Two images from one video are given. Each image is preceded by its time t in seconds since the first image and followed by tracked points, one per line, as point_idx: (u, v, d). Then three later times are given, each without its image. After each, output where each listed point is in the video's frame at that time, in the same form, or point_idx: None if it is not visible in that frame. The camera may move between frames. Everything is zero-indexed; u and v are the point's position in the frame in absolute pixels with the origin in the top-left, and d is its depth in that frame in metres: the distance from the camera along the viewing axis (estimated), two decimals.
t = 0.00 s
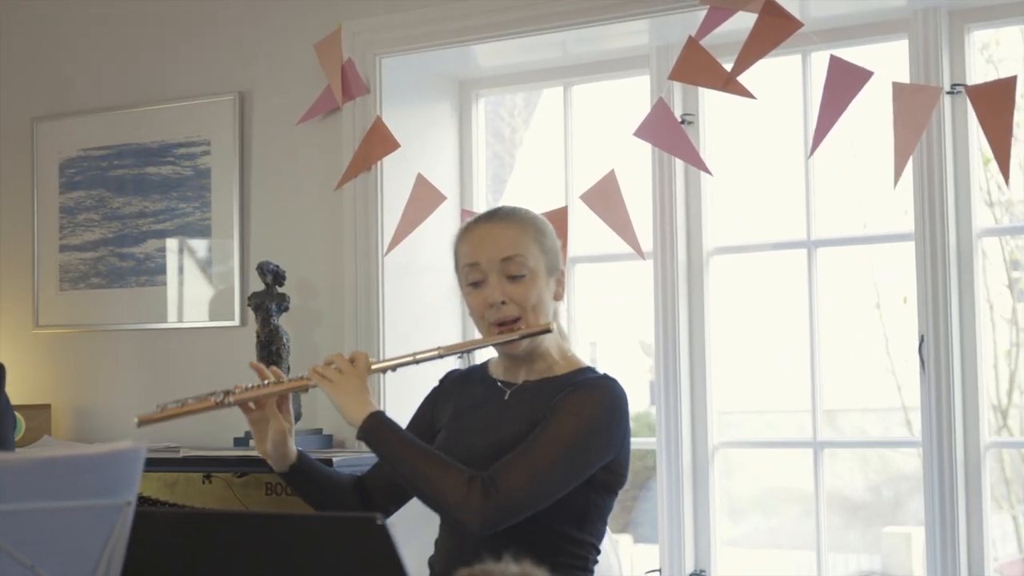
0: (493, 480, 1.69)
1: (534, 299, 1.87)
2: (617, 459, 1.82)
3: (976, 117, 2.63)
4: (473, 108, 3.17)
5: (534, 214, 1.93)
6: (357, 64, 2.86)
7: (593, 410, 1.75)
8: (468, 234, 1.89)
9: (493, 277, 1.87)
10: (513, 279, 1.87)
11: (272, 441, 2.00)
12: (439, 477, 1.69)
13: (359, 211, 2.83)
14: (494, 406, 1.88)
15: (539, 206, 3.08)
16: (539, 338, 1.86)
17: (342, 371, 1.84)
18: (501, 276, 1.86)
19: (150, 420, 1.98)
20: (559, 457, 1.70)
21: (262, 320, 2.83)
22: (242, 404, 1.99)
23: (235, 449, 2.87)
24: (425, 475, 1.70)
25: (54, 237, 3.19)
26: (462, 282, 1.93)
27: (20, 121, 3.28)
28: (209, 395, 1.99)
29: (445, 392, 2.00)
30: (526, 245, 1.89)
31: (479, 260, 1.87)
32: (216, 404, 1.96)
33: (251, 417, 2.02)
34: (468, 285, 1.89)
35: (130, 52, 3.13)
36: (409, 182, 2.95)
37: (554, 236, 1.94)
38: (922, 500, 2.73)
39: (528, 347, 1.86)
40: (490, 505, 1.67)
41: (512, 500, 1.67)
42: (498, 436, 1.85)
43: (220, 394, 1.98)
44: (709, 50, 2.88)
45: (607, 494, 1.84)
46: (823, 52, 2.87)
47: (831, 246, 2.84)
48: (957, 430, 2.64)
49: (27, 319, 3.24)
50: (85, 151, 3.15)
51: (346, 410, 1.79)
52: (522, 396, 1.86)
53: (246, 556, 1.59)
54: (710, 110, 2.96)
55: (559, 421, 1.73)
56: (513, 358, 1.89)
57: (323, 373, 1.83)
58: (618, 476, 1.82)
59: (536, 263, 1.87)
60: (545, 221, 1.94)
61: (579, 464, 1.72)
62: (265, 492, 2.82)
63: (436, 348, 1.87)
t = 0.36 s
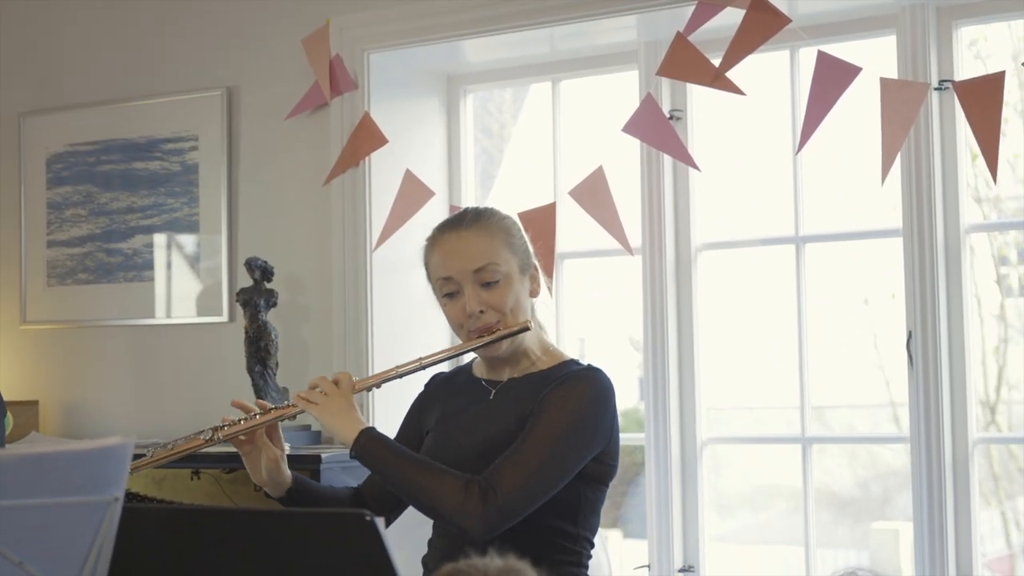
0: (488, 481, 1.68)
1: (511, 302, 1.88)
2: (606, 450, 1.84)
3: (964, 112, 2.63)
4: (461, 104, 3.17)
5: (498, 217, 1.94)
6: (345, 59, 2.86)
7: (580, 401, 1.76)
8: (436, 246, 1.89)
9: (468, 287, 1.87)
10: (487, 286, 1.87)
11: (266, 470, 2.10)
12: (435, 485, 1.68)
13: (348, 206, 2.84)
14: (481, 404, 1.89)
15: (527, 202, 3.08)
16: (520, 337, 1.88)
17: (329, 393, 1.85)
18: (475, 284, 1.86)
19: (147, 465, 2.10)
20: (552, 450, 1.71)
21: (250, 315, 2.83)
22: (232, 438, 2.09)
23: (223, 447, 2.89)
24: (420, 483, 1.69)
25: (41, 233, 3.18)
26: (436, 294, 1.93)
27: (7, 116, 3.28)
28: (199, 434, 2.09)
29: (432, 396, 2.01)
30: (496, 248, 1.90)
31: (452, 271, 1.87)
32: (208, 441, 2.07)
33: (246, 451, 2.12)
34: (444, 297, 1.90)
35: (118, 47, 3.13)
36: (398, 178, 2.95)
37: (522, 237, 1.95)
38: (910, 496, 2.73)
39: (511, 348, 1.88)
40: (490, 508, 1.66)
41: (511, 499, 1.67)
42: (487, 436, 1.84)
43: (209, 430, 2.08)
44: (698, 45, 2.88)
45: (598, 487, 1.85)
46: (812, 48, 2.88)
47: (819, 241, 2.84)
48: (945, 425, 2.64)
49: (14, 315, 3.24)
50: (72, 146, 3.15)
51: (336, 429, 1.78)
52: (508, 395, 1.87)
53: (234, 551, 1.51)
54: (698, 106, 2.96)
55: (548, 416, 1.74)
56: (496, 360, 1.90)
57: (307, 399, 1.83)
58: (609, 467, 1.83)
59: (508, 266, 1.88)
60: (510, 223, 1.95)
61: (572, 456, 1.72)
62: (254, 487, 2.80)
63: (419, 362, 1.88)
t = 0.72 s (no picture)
0: (469, 470, 1.67)
1: (492, 294, 1.88)
2: (597, 444, 1.79)
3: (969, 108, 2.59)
4: (459, 99, 3.13)
5: (478, 210, 1.95)
6: (342, 54, 2.82)
7: (565, 391, 1.74)
8: (417, 241, 1.91)
9: (448, 280, 1.88)
10: (467, 278, 1.88)
11: (260, 476, 2.10)
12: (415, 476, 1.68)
13: (344, 205, 2.79)
14: (472, 404, 1.88)
15: (526, 199, 3.04)
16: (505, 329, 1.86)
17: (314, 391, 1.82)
18: (455, 277, 1.87)
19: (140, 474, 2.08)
20: (534, 441, 1.68)
21: (244, 314, 2.79)
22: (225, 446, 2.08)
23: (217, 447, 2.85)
24: (401, 475, 1.68)
25: (33, 229, 3.14)
26: (420, 290, 1.94)
27: None
28: (192, 442, 2.07)
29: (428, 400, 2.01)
30: (477, 241, 1.90)
31: (431, 265, 1.88)
32: (199, 449, 2.04)
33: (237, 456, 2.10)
34: (425, 291, 1.91)
35: (111, 41, 3.09)
36: (395, 174, 2.90)
37: (503, 228, 1.95)
38: (915, 498, 2.68)
39: (495, 341, 1.87)
40: (470, 497, 1.65)
41: (492, 488, 1.65)
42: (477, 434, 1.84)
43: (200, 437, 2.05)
44: (700, 40, 2.84)
45: (593, 483, 1.80)
46: (815, 43, 2.83)
47: (823, 239, 2.80)
48: (951, 426, 2.59)
49: (5, 312, 3.19)
50: (64, 141, 3.11)
51: (319, 426, 1.76)
52: (496, 391, 1.86)
53: (228, 553, 1.46)
54: (700, 101, 2.91)
55: (531, 406, 1.72)
56: (483, 356, 1.90)
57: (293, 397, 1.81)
58: (603, 462, 1.79)
59: (488, 258, 1.89)
60: (490, 216, 1.95)
61: (555, 446, 1.70)
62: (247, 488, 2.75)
63: (403, 357, 1.89)
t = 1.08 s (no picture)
0: (445, 462, 1.59)
1: (484, 285, 1.81)
2: (600, 443, 1.69)
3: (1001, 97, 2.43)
4: (465, 89, 3.00)
5: (476, 202, 1.88)
6: (342, 40, 2.71)
7: (556, 386, 1.65)
8: (409, 230, 1.85)
9: (437, 270, 1.82)
10: (458, 268, 1.81)
11: (257, 476, 1.96)
12: (386, 464, 1.60)
13: (345, 199, 2.68)
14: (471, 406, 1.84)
15: (536, 193, 2.91)
16: (493, 320, 1.80)
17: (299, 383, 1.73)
18: (444, 266, 1.80)
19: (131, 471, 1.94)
20: (523, 435, 1.59)
21: (240, 312, 2.67)
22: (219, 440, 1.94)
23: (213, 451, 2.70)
24: (373, 464, 1.61)
25: (20, 223, 3.01)
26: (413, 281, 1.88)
27: None
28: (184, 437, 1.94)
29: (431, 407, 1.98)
30: (470, 231, 1.83)
31: (421, 254, 1.83)
32: (191, 446, 1.91)
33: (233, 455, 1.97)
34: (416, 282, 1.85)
35: (101, 29, 2.98)
36: (398, 166, 2.80)
37: (502, 221, 1.88)
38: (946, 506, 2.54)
39: (486, 334, 1.81)
40: (442, 489, 1.57)
41: (467, 481, 1.57)
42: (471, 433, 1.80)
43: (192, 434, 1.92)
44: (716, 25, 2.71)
45: (598, 485, 1.70)
46: (840, 29, 2.69)
47: (847, 233, 2.66)
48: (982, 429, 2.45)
49: None
50: (52, 132, 2.99)
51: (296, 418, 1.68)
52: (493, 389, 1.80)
53: (225, 560, 1.42)
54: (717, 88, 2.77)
55: (520, 399, 1.63)
56: (479, 352, 1.84)
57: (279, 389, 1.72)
58: (606, 463, 1.68)
59: (480, 248, 1.82)
60: (490, 208, 1.89)
61: (543, 442, 1.61)
62: (246, 494, 2.62)
63: (390, 349, 1.83)
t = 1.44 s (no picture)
0: (422, 459, 1.57)
1: (490, 279, 1.72)
2: (599, 449, 1.64)
3: None
4: (474, 77, 2.87)
5: (495, 191, 1.79)
6: (344, 28, 2.59)
7: (545, 390, 1.60)
8: (422, 216, 1.77)
9: (444, 259, 1.73)
10: (465, 259, 1.72)
11: (256, 461, 1.91)
12: (365, 457, 1.59)
13: (347, 194, 2.57)
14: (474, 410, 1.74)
15: (547, 187, 2.77)
16: (498, 315, 1.70)
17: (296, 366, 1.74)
18: (450, 255, 1.72)
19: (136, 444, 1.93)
20: (505, 437, 1.56)
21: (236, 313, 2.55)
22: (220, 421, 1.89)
23: (208, 458, 2.58)
24: (353, 456, 1.60)
25: (6, 219, 2.88)
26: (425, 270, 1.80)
27: None
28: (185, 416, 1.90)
29: (436, 412, 1.87)
30: (484, 221, 1.74)
31: (429, 241, 1.74)
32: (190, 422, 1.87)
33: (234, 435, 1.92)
34: (424, 269, 1.76)
35: (91, 16, 2.85)
36: (403, 159, 2.67)
37: (522, 213, 1.78)
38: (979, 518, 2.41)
39: (489, 331, 1.71)
40: (415, 488, 1.54)
41: (442, 482, 1.54)
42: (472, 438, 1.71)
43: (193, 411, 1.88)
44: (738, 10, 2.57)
45: (598, 494, 1.64)
46: (868, 14, 2.54)
47: (875, 231, 2.52)
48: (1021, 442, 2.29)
49: None
50: (40, 124, 2.86)
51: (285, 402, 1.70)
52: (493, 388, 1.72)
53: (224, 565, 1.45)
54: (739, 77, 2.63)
55: (508, 401, 1.59)
56: (484, 350, 1.75)
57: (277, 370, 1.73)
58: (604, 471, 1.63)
59: (491, 240, 1.72)
60: (510, 199, 1.79)
61: (526, 447, 1.57)
62: (242, 506, 2.50)
63: (392, 338, 1.76)
